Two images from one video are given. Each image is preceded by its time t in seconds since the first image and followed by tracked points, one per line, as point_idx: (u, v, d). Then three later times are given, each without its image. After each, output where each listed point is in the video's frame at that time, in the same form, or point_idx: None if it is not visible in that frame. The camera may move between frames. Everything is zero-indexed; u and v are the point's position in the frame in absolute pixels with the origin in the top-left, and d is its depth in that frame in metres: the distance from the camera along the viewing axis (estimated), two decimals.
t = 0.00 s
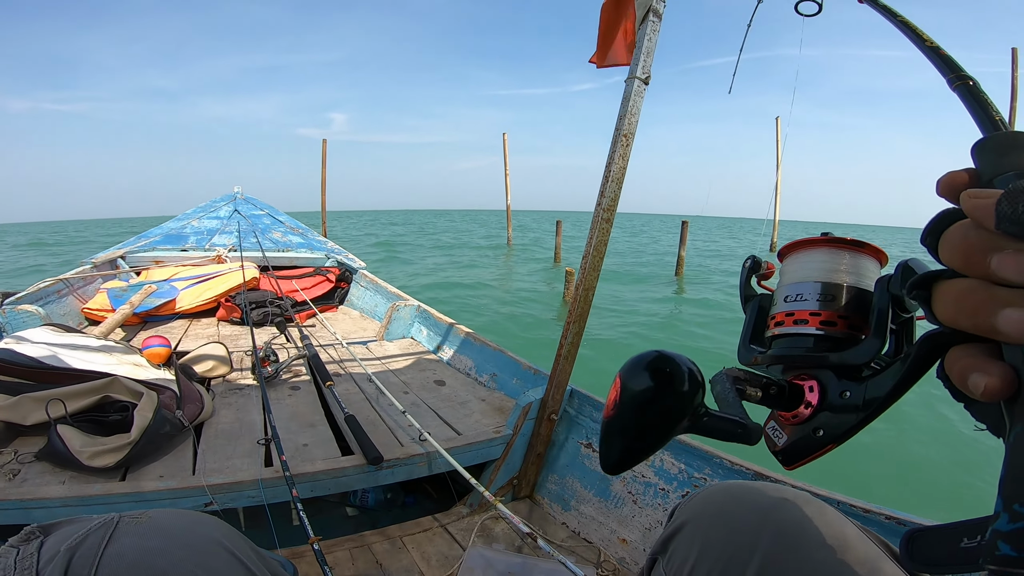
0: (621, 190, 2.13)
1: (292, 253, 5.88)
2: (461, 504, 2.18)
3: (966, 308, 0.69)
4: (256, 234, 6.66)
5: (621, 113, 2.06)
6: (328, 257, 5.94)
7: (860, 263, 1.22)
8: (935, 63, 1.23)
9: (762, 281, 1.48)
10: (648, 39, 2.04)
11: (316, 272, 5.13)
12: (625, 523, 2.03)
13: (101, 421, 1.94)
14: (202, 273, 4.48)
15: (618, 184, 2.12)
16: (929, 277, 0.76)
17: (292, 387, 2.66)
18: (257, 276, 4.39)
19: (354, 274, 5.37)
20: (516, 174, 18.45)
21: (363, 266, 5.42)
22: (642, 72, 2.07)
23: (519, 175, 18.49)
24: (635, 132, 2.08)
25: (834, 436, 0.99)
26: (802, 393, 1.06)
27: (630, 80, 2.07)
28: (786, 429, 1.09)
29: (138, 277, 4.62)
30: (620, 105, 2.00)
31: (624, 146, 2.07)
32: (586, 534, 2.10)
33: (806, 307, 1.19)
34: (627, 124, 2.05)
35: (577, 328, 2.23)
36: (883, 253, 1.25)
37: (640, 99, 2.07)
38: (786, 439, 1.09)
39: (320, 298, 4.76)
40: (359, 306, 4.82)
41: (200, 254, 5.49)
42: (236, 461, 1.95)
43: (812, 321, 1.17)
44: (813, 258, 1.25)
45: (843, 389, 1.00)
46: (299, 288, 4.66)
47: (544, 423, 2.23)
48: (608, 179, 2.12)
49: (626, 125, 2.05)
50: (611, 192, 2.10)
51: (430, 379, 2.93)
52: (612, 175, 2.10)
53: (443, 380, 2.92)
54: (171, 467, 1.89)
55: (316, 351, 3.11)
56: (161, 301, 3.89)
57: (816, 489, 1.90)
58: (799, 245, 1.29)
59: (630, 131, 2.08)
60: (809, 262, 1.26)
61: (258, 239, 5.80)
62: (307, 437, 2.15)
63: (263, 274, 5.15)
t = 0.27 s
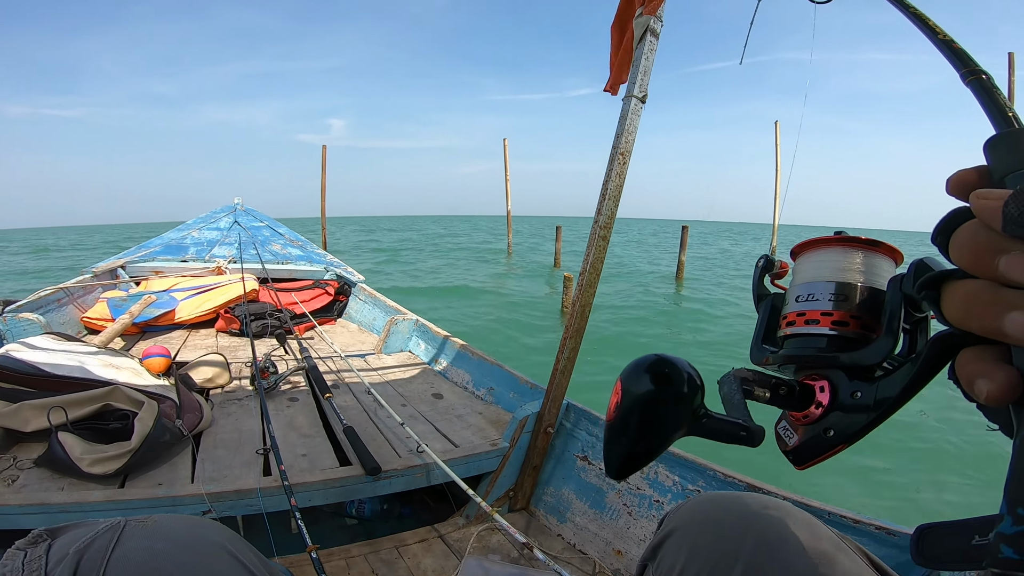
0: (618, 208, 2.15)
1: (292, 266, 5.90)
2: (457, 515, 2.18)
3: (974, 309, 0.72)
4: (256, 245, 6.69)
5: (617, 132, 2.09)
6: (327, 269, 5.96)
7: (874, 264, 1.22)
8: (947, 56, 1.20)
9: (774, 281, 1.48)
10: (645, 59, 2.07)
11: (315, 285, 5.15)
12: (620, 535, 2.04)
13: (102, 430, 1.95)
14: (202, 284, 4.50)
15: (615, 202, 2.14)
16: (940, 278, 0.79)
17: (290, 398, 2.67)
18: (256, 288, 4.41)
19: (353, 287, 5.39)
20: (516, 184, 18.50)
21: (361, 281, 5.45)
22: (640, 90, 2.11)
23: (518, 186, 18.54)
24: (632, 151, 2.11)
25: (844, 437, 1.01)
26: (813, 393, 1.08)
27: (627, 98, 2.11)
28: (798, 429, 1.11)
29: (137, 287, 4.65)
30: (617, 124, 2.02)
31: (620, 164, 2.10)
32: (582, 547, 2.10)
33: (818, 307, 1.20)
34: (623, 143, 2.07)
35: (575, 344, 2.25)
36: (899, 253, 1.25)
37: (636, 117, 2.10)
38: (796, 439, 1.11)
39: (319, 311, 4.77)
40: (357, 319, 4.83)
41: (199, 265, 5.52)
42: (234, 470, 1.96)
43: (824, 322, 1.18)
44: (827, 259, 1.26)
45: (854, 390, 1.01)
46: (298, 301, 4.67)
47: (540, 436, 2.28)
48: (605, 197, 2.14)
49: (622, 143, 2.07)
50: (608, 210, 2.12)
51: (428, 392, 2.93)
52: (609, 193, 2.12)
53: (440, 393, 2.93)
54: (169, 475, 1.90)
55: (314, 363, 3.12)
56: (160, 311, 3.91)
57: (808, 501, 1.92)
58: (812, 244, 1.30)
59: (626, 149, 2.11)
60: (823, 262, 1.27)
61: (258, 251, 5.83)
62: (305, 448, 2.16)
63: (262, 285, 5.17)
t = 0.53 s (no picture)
0: (606, 220, 2.16)
1: (285, 280, 5.90)
2: (450, 530, 2.17)
3: (992, 291, 0.69)
4: (249, 260, 6.68)
5: (605, 142, 2.10)
6: (320, 282, 5.95)
7: (857, 234, 1.26)
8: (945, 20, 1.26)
9: (749, 252, 1.57)
10: (631, 67, 2.09)
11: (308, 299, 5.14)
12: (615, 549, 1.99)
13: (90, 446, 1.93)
14: (194, 298, 4.49)
15: (603, 214, 2.16)
16: (948, 255, 0.78)
17: (281, 412, 2.65)
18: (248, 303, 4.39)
19: (346, 301, 5.39)
20: (511, 196, 18.57)
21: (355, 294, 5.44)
22: (625, 101, 2.13)
23: (513, 197, 18.61)
24: (619, 161, 2.12)
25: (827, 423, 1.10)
26: (794, 379, 1.15)
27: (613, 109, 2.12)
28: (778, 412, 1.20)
29: (129, 302, 4.64)
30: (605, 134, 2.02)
31: (608, 175, 2.11)
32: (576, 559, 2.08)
33: (798, 285, 1.25)
34: (611, 154, 2.09)
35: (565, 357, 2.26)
36: (885, 223, 1.29)
37: (623, 126, 2.11)
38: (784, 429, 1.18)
39: (312, 325, 4.75)
40: (351, 333, 4.81)
41: (192, 280, 5.51)
42: (222, 484, 1.95)
43: (804, 300, 1.23)
44: (806, 230, 1.29)
45: (840, 379, 1.10)
46: (290, 315, 4.65)
47: (532, 449, 2.20)
48: (593, 209, 2.16)
49: (610, 154, 2.09)
50: (595, 222, 2.12)
51: (420, 406, 2.92)
52: (597, 206, 2.14)
53: (433, 407, 2.92)
54: (155, 490, 1.88)
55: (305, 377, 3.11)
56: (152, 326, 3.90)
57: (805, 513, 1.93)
58: (791, 212, 1.33)
59: (613, 160, 2.12)
60: (803, 233, 1.30)
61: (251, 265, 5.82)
62: (294, 462, 2.15)
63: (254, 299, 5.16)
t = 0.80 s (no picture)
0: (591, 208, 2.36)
1: (275, 283, 5.86)
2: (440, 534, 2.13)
3: (1006, 302, 0.84)
4: (238, 264, 6.64)
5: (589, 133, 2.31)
6: (310, 285, 5.92)
7: (873, 245, 1.38)
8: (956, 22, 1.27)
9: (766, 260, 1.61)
10: (614, 57, 2.36)
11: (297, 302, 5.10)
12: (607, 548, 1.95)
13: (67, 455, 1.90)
14: (180, 304, 4.44)
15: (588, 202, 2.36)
16: (965, 267, 0.92)
17: (268, 417, 2.63)
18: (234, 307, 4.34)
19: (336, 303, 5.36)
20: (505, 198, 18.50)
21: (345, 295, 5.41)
22: (608, 91, 2.35)
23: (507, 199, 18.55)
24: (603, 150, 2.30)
25: (842, 442, 1.16)
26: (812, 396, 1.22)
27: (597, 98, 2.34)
28: (797, 430, 1.26)
29: (115, 309, 4.59)
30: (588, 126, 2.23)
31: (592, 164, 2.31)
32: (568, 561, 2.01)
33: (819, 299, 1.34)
34: (594, 144, 2.29)
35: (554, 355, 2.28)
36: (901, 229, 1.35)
37: (605, 116, 2.34)
38: (792, 451, 1.26)
39: (301, 329, 4.71)
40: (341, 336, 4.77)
41: (179, 286, 5.46)
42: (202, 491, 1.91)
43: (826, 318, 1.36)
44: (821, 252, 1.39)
45: (858, 397, 1.16)
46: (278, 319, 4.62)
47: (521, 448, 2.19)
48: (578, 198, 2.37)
49: (593, 144, 2.29)
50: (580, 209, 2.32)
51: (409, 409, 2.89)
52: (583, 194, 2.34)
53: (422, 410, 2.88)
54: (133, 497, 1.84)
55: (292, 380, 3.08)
56: (137, 333, 3.87)
57: (802, 509, 1.97)
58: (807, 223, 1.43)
59: (597, 149, 2.31)
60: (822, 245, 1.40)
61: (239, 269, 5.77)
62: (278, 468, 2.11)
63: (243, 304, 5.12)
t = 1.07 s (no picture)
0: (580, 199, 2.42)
1: (267, 279, 5.85)
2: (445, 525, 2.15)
3: (1020, 285, 0.74)
4: (229, 261, 6.60)
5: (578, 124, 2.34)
6: (303, 281, 5.93)
7: (903, 235, 1.36)
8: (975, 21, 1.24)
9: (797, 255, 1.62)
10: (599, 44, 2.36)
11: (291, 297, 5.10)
12: (612, 536, 2.04)
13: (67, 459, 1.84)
14: (172, 304, 4.42)
15: (579, 192, 2.44)
16: (974, 249, 0.81)
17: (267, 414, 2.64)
18: (227, 304, 4.33)
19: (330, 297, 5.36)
20: (496, 193, 18.51)
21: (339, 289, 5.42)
22: (596, 79, 2.37)
23: (498, 193, 18.56)
24: (591, 141, 2.37)
25: (863, 417, 1.16)
26: (834, 373, 1.24)
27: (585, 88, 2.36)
28: (820, 408, 1.27)
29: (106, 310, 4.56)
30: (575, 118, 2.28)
31: (581, 155, 2.37)
32: (574, 549, 2.09)
33: (840, 283, 1.38)
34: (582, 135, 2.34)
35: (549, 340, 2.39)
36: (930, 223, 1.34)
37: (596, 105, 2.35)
38: (811, 428, 1.28)
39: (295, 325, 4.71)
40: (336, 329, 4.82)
41: (170, 284, 5.42)
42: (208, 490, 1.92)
43: (848, 295, 1.36)
44: (846, 238, 1.41)
45: (876, 373, 1.17)
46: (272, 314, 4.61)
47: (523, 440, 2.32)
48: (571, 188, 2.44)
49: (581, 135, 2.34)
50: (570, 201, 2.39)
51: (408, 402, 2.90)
52: (573, 185, 2.42)
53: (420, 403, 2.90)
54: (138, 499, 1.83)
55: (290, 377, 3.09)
56: (130, 333, 3.84)
57: (799, 493, 1.94)
58: (838, 215, 1.45)
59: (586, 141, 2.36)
60: (848, 236, 1.42)
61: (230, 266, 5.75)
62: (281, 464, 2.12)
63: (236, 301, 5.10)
